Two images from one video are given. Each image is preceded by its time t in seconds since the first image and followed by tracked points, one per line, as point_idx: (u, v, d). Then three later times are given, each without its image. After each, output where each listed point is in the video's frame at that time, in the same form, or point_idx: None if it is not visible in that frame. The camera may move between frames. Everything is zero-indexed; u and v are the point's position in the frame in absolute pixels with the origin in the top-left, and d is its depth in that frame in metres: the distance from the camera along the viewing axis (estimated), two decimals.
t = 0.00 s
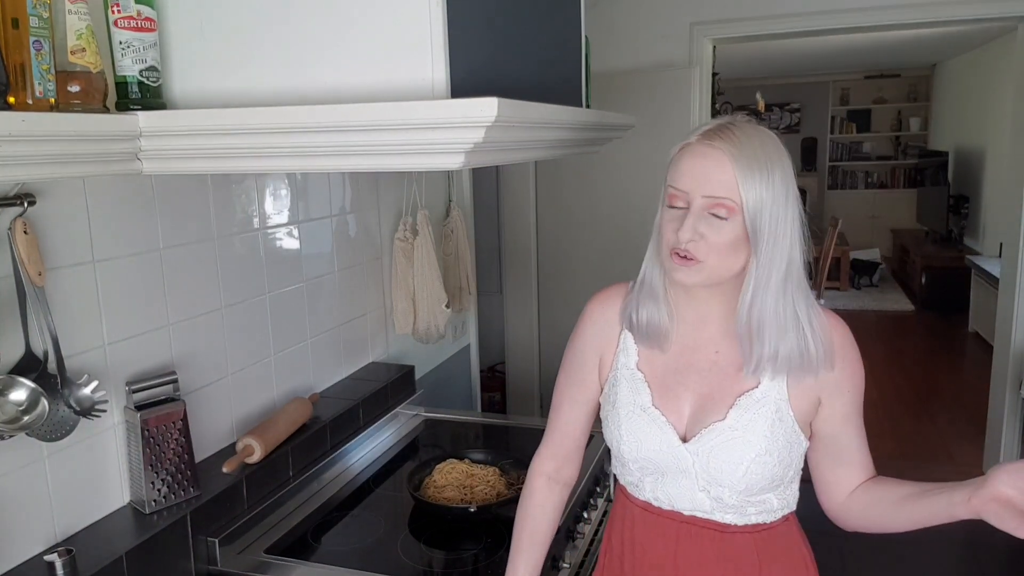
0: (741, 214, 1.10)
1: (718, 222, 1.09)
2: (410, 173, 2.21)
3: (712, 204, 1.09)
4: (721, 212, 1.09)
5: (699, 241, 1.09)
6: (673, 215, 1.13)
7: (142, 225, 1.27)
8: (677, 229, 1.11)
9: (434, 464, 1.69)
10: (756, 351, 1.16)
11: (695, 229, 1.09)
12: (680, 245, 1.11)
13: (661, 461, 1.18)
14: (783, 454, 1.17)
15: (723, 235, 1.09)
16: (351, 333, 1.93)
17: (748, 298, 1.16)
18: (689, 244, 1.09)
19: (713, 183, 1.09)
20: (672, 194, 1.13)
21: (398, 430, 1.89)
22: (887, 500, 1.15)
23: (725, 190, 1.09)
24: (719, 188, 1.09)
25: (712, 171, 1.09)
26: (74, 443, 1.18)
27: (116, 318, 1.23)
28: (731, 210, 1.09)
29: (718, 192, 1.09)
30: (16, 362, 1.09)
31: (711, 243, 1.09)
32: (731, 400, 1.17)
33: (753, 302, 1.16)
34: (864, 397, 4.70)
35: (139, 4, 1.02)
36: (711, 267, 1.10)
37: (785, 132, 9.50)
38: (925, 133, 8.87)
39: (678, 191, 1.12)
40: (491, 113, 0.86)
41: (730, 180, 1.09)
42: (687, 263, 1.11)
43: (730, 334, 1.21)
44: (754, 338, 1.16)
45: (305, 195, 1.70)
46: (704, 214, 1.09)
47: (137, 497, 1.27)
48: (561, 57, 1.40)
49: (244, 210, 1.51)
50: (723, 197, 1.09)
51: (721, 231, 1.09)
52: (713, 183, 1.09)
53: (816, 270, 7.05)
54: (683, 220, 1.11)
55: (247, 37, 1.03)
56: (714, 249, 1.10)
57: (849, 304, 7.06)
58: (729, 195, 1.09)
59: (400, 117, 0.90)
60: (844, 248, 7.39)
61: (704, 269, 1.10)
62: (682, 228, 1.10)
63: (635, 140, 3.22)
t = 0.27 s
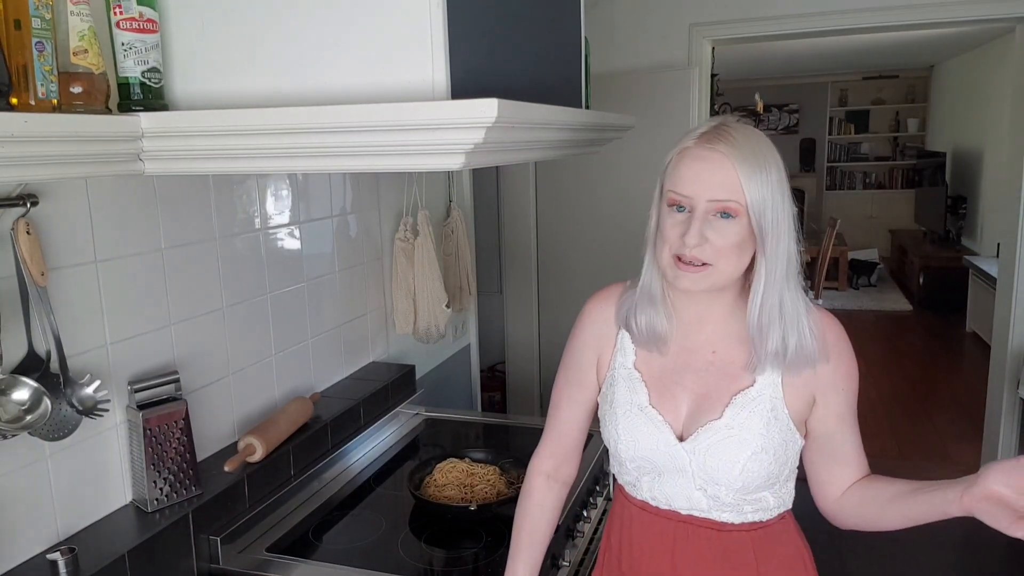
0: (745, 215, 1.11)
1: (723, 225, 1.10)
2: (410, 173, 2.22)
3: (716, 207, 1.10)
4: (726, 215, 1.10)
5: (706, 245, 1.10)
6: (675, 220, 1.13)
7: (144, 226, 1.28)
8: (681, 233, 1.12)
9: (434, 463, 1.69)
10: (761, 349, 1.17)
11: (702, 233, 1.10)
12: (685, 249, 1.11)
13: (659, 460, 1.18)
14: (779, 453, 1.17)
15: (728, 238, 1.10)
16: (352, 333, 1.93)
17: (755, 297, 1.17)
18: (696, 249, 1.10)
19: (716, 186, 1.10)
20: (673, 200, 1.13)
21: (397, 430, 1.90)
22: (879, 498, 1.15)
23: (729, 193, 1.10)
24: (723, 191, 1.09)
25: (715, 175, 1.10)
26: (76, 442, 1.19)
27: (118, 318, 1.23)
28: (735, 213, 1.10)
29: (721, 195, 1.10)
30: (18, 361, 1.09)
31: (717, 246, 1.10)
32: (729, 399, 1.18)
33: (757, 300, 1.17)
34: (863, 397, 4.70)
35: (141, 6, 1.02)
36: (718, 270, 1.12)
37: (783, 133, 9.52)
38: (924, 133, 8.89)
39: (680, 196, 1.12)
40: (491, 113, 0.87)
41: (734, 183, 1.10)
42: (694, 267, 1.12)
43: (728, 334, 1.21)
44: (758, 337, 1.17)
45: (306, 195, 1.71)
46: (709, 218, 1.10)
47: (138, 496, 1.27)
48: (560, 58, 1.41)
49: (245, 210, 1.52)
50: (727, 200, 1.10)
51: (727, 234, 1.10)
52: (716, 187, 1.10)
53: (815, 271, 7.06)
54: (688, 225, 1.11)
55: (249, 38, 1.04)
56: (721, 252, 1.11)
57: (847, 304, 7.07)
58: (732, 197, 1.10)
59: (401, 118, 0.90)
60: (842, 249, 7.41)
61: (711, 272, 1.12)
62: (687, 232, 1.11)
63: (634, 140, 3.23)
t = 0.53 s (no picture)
0: (741, 216, 1.11)
1: (719, 225, 1.10)
2: (410, 173, 2.22)
3: (713, 208, 1.10)
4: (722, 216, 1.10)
5: (704, 246, 1.10)
6: (672, 222, 1.13)
7: (144, 226, 1.28)
8: (678, 235, 1.11)
9: (434, 463, 1.69)
10: (758, 349, 1.17)
11: (699, 234, 1.10)
12: (684, 250, 1.11)
13: (657, 461, 1.18)
14: (778, 452, 1.17)
15: (725, 239, 1.10)
16: (352, 333, 1.93)
17: (750, 296, 1.17)
18: (694, 250, 1.10)
19: (712, 188, 1.10)
20: (669, 202, 1.13)
21: (397, 430, 1.90)
22: (875, 497, 1.15)
23: (724, 194, 1.10)
24: (718, 192, 1.09)
25: (710, 176, 1.10)
26: (76, 442, 1.19)
27: (118, 318, 1.23)
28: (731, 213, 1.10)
29: (717, 196, 1.09)
30: (18, 361, 1.09)
31: (714, 247, 1.10)
32: (728, 400, 1.18)
33: (753, 300, 1.17)
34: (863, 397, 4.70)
35: (141, 6, 1.02)
36: (716, 270, 1.12)
37: (784, 133, 9.55)
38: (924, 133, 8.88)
39: (676, 198, 1.12)
40: (491, 113, 0.87)
41: (728, 184, 1.10)
42: (693, 268, 1.12)
43: (726, 334, 1.21)
44: (756, 336, 1.17)
45: (306, 195, 1.71)
46: (706, 219, 1.10)
47: (138, 496, 1.27)
48: (560, 58, 1.41)
49: (245, 210, 1.52)
50: (722, 200, 1.09)
51: (724, 235, 1.10)
52: (711, 188, 1.10)
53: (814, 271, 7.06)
54: (685, 226, 1.11)
55: (249, 37, 1.04)
56: (718, 253, 1.11)
57: (847, 305, 7.07)
58: (728, 198, 1.10)
59: (401, 118, 0.90)
60: (842, 249, 7.41)
61: (709, 273, 1.12)
62: (685, 234, 1.11)
63: (634, 140, 3.23)
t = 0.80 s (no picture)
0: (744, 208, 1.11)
1: (724, 218, 1.10)
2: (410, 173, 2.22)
3: (717, 200, 1.10)
4: (726, 208, 1.10)
5: (710, 239, 1.09)
6: (676, 216, 1.12)
7: (143, 227, 1.27)
8: (682, 228, 1.11)
9: (434, 463, 1.69)
10: (760, 345, 1.17)
11: (705, 227, 1.09)
12: (689, 243, 1.10)
13: (658, 459, 1.18)
14: (778, 452, 1.17)
15: (730, 231, 1.10)
16: (352, 333, 1.93)
17: (752, 292, 1.17)
18: (700, 243, 1.09)
19: (716, 180, 1.09)
20: (673, 195, 1.13)
21: (398, 430, 1.90)
22: (871, 499, 1.15)
23: (728, 186, 1.10)
24: (723, 183, 1.09)
25: (714, 168, 1.10)
26: (75, 442, 1.18)
27: (117, 318, 1.23)
28: (736, 206, 1.10)
29: (721, 188, 1.09)
30: (17, 361, 1.09)
31: (720, 240, 1.10)
32: (730, 398, 1.18)
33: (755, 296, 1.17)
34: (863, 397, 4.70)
35: (140, 5, 1.02)
36: (721, 263, 1.11)
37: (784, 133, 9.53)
38: (925, 133, 8.88)
39: (680, 192, 1.12)
40: (492, 113, 0.86)
41: (733, 176, 1.10)
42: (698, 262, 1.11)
43: (727, 333, 1.21)
44: (759, 332, 1.17)
45: (305, 195, 1.71)
46: (710, 212, 1.10)
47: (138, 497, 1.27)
48: (561, 57, 1.40)
49: (245, 210, 1.52)
50: (726, 192, 1.09)
51: (728, 228, 1.10)
52: (716, 180, 1.10)
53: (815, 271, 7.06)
54: (690, 220, 1.10)
55: (248, 37, 1.04)
56: (724, 246, 1.10)
57: (848, 304, 7.06)
58: (732, 190, 1.10)
59: (400, 118, 0.90)
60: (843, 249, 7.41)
61: (714, 266, 1.11)
62: (690, 226, 1.10)
63: (634, 140, 3.22)
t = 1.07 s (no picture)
0: (744, 210, 1.10)
1: (724, 220, 1.10)
2: (410, 173, 2.22)
3: (716, 202, 1.09)
4: (726, 210, 1.10)
5: (709, 240, 1.09)
6: (676, 216, 1.12)
7: (142, 227, 1.27)
8: (682, 229, 1.11)
9: (434, 464, 1.68)
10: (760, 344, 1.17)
11: (704, 228, 1.09)
12: (688, 244, 1.10)
13: (659, 460, 1.18)
14: (779, 452, 1.17)
15: (729, 232, 1.10)
16: (351, 333, 1.93)
17: (753, 292, 1.17)
18: (699, 244, 1.09)
19: (716, 180, 1.09)
20: (673, 196, 1.13)
21: (398, 430, 1.90)
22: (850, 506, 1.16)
23: (728, 188, 1.09)
24: (723, 185, 1.09)
25: (714, 169, 1.09)
26: (74, 442, 1.18)
27: (116, 318, 1.23)
28: (735, 207, 1.10)
29: (721, 190, 1.09)
30: (16, 361, 1.09)
31: (719, 240, 1.09)
32: (730, 398, 1.17)
33: (756, 296, 1.17)
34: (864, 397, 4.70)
35: (139, 4, 1.02)
36: (721, 264, 1.11)
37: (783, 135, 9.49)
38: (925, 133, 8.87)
39: (680, 193, 1.12)
40: (492, 113, 0.86)
41: (733, 177, 1.09)
42: (697, 263, 1.11)
43: (728, 332, 1.21)
44: (759, 331, 1.17)
45: (305, 195, 1.70)
46: (710, 213, 1.09)
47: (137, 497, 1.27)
48: (561, 56, 1.40)
49: (244, 210, 1.51)
50: (725, 193, 1.09)
51: (728, 229, 1.10)
52: (716, 181, 1.09)
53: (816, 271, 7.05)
54: (689, 221, 1.10)
55: (247, 37, 1.03)
56: (723, 247, 1.10)
57: (848, 304, 7.06)
58: (732, 191, 1.09)
59: (400, 118, 0.90)
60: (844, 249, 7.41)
61: (713, 267, 1.11)
62: (689, 227, 1.10)
63: (634, 139, 3.22)
